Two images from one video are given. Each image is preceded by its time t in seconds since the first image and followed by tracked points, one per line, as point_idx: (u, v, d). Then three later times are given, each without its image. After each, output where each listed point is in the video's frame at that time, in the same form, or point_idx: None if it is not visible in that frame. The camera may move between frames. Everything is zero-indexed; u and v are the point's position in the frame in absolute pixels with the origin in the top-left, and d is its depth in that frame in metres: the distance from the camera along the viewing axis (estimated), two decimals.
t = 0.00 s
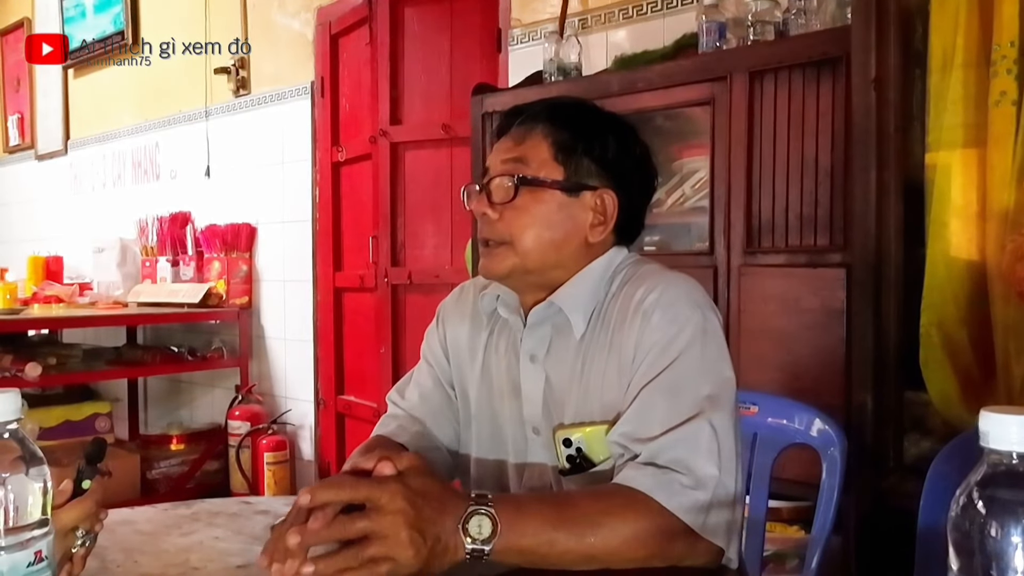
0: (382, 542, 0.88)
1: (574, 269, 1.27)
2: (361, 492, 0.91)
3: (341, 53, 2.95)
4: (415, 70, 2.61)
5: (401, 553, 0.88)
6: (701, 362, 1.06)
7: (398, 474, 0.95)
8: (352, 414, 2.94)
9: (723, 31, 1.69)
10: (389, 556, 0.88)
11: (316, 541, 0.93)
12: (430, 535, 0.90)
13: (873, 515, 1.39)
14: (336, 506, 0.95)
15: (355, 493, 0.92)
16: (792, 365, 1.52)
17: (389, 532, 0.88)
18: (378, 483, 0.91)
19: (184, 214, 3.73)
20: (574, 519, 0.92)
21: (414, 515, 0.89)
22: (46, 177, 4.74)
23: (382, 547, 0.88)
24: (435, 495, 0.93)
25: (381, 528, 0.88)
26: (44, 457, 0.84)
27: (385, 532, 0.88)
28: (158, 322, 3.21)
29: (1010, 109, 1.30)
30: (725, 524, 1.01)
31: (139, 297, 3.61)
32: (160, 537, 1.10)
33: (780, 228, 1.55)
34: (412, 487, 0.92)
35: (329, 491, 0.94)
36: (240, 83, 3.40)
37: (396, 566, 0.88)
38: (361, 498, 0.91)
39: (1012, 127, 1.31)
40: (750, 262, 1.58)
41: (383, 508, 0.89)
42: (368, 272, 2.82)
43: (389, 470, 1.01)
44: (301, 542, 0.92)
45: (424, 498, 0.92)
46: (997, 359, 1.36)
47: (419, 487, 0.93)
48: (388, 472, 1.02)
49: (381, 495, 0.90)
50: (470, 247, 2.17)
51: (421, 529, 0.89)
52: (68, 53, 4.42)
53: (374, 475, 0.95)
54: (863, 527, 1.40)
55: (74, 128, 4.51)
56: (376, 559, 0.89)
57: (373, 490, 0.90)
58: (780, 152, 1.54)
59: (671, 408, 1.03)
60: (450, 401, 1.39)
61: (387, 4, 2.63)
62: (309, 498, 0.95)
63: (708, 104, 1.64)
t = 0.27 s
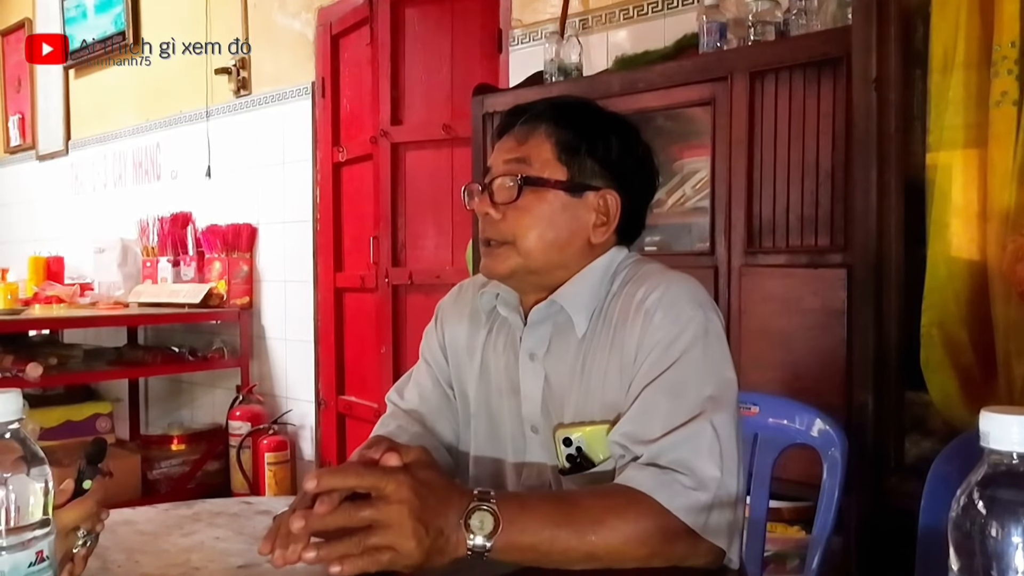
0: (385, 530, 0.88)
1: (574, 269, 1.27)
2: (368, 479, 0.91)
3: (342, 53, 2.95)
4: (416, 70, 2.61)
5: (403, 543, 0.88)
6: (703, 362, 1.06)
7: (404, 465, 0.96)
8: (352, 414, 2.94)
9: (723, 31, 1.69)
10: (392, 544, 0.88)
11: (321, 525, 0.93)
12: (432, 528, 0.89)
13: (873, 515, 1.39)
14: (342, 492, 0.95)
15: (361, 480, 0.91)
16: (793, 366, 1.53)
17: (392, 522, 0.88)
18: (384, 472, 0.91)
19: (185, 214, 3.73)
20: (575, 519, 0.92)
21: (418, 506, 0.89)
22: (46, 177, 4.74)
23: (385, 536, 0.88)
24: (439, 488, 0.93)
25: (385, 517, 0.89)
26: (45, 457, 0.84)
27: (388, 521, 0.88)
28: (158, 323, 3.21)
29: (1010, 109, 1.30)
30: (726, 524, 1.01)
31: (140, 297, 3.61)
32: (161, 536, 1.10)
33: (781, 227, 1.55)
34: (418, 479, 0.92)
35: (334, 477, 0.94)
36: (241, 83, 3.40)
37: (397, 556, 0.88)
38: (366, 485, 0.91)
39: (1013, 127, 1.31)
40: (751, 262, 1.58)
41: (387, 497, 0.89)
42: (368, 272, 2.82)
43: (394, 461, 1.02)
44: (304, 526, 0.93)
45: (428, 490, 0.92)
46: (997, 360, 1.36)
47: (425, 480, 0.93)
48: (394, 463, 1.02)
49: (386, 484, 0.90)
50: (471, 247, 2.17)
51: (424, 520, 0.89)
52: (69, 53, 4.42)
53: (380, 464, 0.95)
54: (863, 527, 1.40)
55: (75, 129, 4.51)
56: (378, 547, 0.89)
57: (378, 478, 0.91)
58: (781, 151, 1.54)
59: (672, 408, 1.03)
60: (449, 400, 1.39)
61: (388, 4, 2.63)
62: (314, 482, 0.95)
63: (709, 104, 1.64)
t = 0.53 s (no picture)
0: (386, 531, 0.88)
1: (574, 269, 1.27)
2: (368, 480, 0.91)
3: (342, 53, 2.95)
4: (417, 70, 2.61)
5: (404, 544, 0.88)
6: (703, 362, 1.06)
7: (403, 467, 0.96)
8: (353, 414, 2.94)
9: (723, 32, 1.69)
10: (392, 545, 0.88)
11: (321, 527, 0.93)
12: (433, 529, 0.90)
13: (874, 516, 1.39)
14: (342, 494, 0.95)
15: (361, 482, 0.92)
16: (793, 366, 1.53)
17: (393, 523, 0.88)
18: (384, 473, 0.91)
19: (185, 214, 3.73)
20: (575, 519, 0.92)
21: (418, 507, 0.89)
22: (47, 178, 4.74)
23: (385, 537, 0.88)
24: (439, 488, 0.93)
25: (385, 519, 0.89)
26: (46, 457, 0.84)
27: (389, 522, 0.88)
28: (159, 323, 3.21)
29: (1011, 110, 1.30)
30: (726, 525, 1.01)
31: (141, 297, 3.61)
32: (161, 536, 1.10)
33: (781, 228, 1.55)
34: (418, 480, 0.92)
35: (335, 479, 0.94)
36: (242, 83, 3.40)
37: (398, 557, 0.88)
38: (367, 487, 0.91)
39: (1013, 127, 1.31)
40: (751, 262, 1.58)
41: (388, 499, 0.89)
42: (369, 272, 2.81)
43: (394, 462, 1.02)
44: (304, 528, 0.93)
45: (428, 491, 0.92)
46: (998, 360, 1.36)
47: (425, 481, 0.93)
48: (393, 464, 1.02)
49: (386, 485, 0.90)
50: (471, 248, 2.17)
51: (425, 521, 0.89)
52: (70, 54, 4.42)
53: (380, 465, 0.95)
54: (864, 528, 1.40)
55: (76, 129, 4.52)
56: (378, 548, 0.89)
57: (379, 479, 0.90)
58: (781, 152, 1.54)
59: (673, 408, 1.03)
60: (448, 400, 1.39)
61: (388, 5, 2.63)
62: (315, 485, 0.95)
63: (709, 104, 1.64)
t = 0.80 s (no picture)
0: (387, 531, 0.88)
1: (575, 269, 1.27)
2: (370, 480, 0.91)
3: (343, 53, 2.95)
4: (418, 70, 2.61)
5: (405, 544, 0.87)
6: (704, 362, 1.06)
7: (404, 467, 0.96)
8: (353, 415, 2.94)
9: (724, 32, 1.69)
10: (394, 545, 0.88)
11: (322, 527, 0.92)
12: (434, 529, 0.89)
13: (875, 516, 1.39)
14: (343, 493, 0.94)
15: (363, 482, 0.91)
16: (794, 367, 1.53)
17: (395, 522, 0.88)
18: (386, 473, 0.91)
19: (186, 215, 3.73)
20: (576, 520, 0.92)
21: (420, 507, 0.89)
22: (49, 178, 4.74)
23: (387, 537, 0.88)
24: (441, 489, 0.93)
25: (387, 519, 0.88)
26: (48, 458, 0.84)
27: (391, 522, 0.88)
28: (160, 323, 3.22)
29: (1012, 110, 1.30)
30: (727, 525, 1.01)
31: (142, 297, 3.61)
32: (162, 536, 1.10)
33: (783, 228, 1.55)
34: (420, 480, 0.92)
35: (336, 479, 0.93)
36: (243, 84, 3.40)
37: (399, 557, 0.88)
38: (369, 486, 0.91)
39: (1014, 128, 1.31)
40: (752, 262, 1.58)
41: (390, 498, 0.89)
42: (370, 273, 2.81)
43: (396, 462, 1.01)
44: (306, 528, 0.93)
45: (429, 491, 0.92)
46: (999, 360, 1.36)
47: (427, 481, 0.93)
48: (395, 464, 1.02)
49: (388, 485, 0.90)
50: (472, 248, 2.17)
51: (426, 521, 0.89)
52: (71, 54, 4.43)
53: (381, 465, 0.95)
54: (865, 528, 1.40)
55: (77, 129, 4.52)
56: (379, 548, 0.89)
57: (380, 479, 0.90)
58: (783, 152, 1.54)
59: (674, 408, 1.03)
60: (449, 400, 1.39)
61: (389, 5, 2.63)
62: (316, 484, 0.94)
63: (710, 105, 1.64)
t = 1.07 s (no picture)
0: (388, 531, 0.88)
1: (576, 269, 1.27)
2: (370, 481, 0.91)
3: (344, 54, 2.95)
4: (419, 70, 2.61)
5: (406, 544, 0.87)
6: (705, 362, 1.06)
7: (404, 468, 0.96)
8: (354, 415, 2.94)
9: (725, 32, 1.69)
10: (395, 545, 0.88)
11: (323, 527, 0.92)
12: (435, 529, 0.90)
13: (877, 517, 1.39)
14: (344, 494, 0.94)
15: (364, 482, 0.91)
16: (795, 367, 1.53)
17: (395, 522, 0.88)
18: (386, 473, 0.91)
19: (186, 215, 3.73)
20: (577, 520, 0.92)
21: (421, 506, 0.89)
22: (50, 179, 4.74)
23: (387, 537, 0.88)
24: (441, 489, 0.93)
25: (388, 519, 0.88)
26: (48, 458, 0.84)
27: (391, 521, 0.88)
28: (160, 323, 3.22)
29: (1013, 110, 1.30)
30: (729, 525, 1.01)
31: (143, 297, 3.62)
32: (163, 537, 1.10)
33: (784, 229, 1.55)
34: (420, 480, 0.93)
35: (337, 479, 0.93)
36: (244, 84, 3.40)
37: (399, 557, 0.88)
38: (369, 487, 0.91)
39: (1016, 128, 1.30)
40: (754, 262, 1.58)
41: (390, 499, 0.89)
42: (371, 273, 2.81)
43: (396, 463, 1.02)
44: (307, 529, 0.93)
45: (430, 491, 0.92)
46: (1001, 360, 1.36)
47: (427, 481, 0.93)
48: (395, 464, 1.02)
49: (389, 486, 0.90)
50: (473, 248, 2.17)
51: (427, 520, 0.89)
52: (71, 55, 4.43)
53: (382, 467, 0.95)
54: (867, 529, 1.40)
55: (78, 130, 4.52)
56: (380, 548, 0.89)
57: (381, 479, 0.90)
58: (784, 152, 1.54)
59: (675, 408, 1.03)
60: (450, 400, 1.39)
61: (390, 5, 2.63)
62: (317, 484, 0.94)
63: (711, 105, 1.64)
